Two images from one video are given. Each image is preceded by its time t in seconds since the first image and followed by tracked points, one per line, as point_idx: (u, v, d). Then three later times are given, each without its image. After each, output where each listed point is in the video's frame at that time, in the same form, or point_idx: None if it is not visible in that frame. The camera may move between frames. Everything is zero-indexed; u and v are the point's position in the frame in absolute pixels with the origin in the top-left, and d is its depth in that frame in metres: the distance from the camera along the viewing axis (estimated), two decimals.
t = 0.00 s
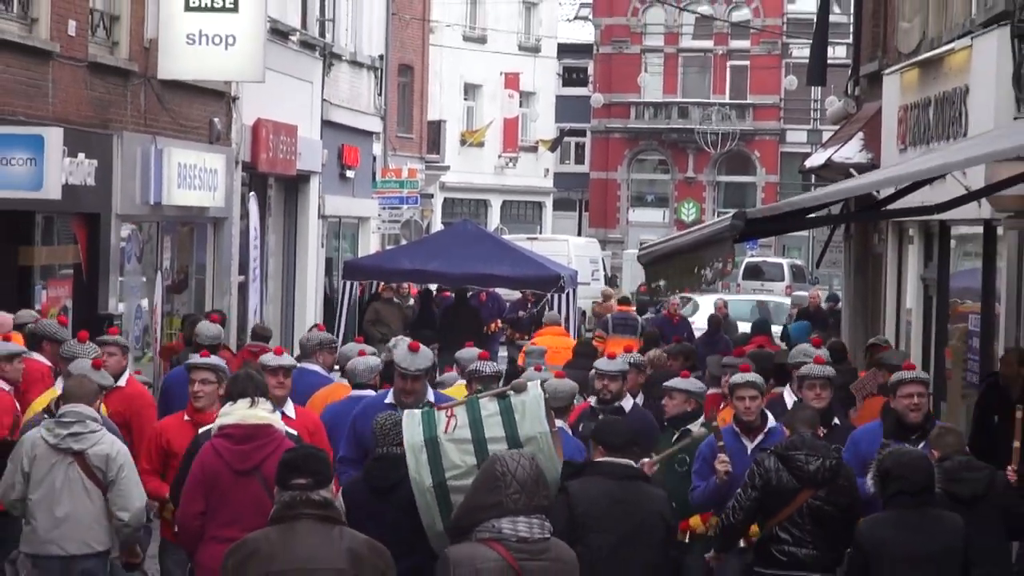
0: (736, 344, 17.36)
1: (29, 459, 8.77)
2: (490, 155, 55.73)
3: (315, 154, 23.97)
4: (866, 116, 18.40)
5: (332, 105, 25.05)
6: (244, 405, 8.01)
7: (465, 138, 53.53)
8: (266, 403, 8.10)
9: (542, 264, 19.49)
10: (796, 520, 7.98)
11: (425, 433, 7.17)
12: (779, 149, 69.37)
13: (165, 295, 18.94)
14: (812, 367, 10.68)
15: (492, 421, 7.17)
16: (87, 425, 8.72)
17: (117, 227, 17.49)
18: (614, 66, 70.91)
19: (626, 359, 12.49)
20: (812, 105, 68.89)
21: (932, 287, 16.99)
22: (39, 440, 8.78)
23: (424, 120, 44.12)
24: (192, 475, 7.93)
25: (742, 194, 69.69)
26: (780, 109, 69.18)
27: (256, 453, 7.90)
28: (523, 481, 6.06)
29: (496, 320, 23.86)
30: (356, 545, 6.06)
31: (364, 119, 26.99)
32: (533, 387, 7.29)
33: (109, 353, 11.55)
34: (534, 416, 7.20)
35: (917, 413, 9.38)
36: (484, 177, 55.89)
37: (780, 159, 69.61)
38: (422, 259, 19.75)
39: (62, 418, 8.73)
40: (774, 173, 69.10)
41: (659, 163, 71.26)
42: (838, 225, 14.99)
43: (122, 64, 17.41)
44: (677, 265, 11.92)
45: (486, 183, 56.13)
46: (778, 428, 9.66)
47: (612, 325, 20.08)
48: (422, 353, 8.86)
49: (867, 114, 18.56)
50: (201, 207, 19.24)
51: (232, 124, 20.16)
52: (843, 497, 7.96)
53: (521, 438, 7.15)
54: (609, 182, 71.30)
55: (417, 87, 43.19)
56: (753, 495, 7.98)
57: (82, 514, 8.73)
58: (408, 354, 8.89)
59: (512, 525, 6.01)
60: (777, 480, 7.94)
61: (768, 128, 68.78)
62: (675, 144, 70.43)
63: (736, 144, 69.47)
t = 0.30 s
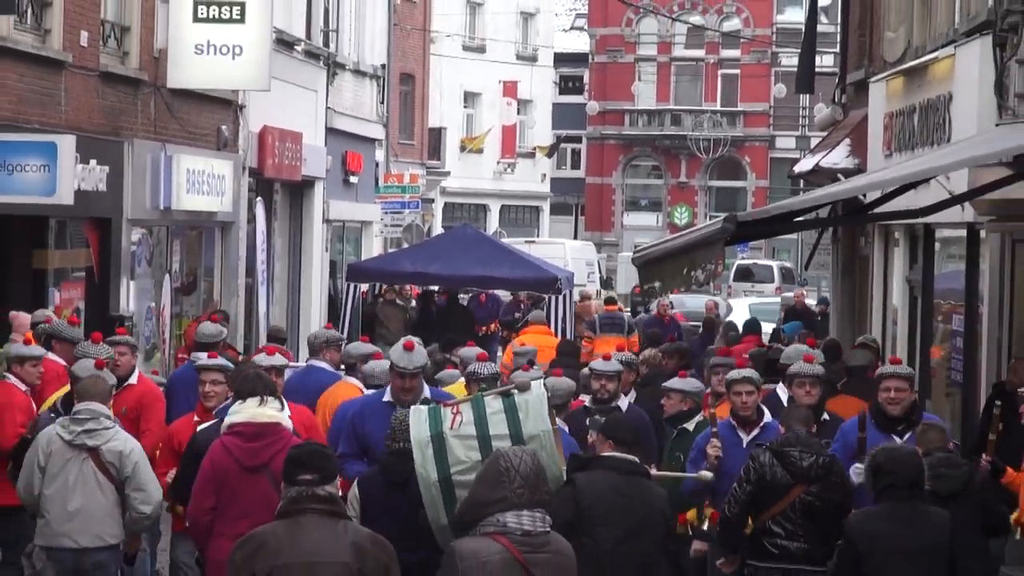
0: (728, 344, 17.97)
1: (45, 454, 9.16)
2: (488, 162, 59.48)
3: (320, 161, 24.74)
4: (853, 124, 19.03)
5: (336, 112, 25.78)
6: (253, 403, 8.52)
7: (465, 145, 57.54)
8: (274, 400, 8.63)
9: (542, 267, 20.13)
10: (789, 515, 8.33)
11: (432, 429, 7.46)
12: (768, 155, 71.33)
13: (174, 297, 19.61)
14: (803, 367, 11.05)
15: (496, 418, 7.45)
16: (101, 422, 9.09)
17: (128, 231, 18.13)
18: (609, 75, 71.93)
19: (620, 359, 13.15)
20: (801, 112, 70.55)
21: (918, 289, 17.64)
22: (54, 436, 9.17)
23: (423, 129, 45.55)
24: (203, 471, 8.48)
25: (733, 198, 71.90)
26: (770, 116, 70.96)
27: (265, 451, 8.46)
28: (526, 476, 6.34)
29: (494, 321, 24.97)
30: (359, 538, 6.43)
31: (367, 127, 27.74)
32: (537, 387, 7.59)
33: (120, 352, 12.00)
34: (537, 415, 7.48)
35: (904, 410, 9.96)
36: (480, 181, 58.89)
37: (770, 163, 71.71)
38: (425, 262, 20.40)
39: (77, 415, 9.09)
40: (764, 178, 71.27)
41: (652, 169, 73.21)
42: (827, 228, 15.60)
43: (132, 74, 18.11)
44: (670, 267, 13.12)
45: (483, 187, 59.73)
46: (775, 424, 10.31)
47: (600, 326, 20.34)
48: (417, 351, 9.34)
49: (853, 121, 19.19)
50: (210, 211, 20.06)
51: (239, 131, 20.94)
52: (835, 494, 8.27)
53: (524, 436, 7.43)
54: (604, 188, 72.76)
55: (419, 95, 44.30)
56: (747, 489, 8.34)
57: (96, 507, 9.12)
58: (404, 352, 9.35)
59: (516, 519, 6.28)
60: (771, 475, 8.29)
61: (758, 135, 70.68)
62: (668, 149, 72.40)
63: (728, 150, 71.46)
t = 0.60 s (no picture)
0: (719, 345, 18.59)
1: (56, 452, 9.76)
2: (489, 166, 60.53)
3: (325, 168, 25.44)
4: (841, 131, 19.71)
5: (341, 119, 26.52)
6: (252, 402, 8.96)
7: (466, 151, 58.54)
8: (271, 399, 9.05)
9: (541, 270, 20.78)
10: (783, 510, 8.99)
11: (437, 425, 7.90)
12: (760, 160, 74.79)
13: (183, 298, 20.35)
14: (785, 367, 11.47)
15: (499, 416, 7.88)
16: (109, 422, 9.67)
17: (139, 235, 18.79)
18: (605, 84, 75.75)
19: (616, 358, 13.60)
20: (792, 119, 74.14)
21: (904, 290, 18.23)
22: (64, 434, 9.77)
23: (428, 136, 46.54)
24: (204, 467, 8.89)
25: (726, 203, 75.61)
26: (762, 123, 74.58)
27: (263, 447, 8.87)
28: (527, 472, 6.90)
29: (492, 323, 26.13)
30: (364, 532, 6.79)
31: (370, 133, 28.48)
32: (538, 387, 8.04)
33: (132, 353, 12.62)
34: (539, 413, 7.92)
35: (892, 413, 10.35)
36: (483, 187, 60.53)
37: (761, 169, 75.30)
38: (426, 265, 20.96)
39: (86, 414, 9.67)
40: (755, 184, 74.88)
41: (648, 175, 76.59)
42: (814, 232, 16.22)
43: (144, 82, 18.84)
44: (665, 268, 13.67)
45: (485, 193, 60.75)
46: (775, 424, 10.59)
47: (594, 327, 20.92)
48: (433, 356, 9.66)
49: (841, 129, 19.85)
50: (219, 215, 20.75)
51: (247, 138, 21.74)
52: (827, 490, 8.96)
53: (526, 433, 7.87)
54: (600, 193, 76.35)
55: (421, 103, 45.42)
56: (744, 483, 8.97)
57: (104, 503, 9.73)
58: (421, 356, 9.67)
59: (518, 513, 6.85)
60: (768, 470, 8.92)
61: (749, 141, 74.30)
62: (663, 156, 75.68)
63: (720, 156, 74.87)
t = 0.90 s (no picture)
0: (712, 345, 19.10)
1: (65, 446, 10.02)
2: (490, 171, 61.29)
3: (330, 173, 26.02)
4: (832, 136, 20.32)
5: (346, 125, 27.15)
6: (260, 397, 9.17)
7: (467, 156, 59.06)
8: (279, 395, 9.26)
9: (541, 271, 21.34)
10: (778, 506, 9.34)
11: (438, 423, 8.14)
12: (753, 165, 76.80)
13: (193, 298, 21.00)
14: (782, 364, 12.06)
15: (498, 414, 8.10)
16: (116, 416, 9.95)
17: (150, 237, 19.42)
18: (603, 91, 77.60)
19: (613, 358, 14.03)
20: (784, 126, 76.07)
21: (892, 292, 18.79)
22: (73, 430, 10.03)
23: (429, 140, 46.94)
24: (213, 461, 9.15)
25: (719, 207, 77.38)
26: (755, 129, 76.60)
27: (270, 441, 9.09)
28: (528, 471, 6.91)
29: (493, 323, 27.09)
30: (368, 526, 6.71)
31: (374, 139, 29.09)
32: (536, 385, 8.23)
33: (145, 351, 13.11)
34: (536, 411, 8.11)
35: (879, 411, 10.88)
36: (484, 190, 61.23)
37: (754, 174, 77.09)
38: (428, 267, 21.50)
39: (94, 409, 9.93)
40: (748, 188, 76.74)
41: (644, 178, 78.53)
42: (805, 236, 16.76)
43: (155, 89, 19.49)
44: (663, 272, 14.20)
45: (486, 196, 61.48)
46: (767, 415, 10.90)
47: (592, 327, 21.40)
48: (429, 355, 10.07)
49: (832, 135, 20.48)
50: (227, 218, 21.46)
51: (255, 143, 22.44)
52: (823, 487, 9.26)
53: (524, 431, 8.07)
54: (597, 197, 78.65)
55: (424, 110, 46.17)
56: (742, 480, 9.35)
57: (113, 495, 10.03)
58: (418, 356, 10.09)
59: (518, 509, 6.87)
60: (766, 468, 9.30)
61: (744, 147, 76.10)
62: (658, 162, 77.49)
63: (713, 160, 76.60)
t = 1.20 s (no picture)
0: (708, 344, 19.59)
1: (78, 443, 10.48)
2: (491, 175, 62.04)
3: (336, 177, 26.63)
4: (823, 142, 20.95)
5: (351, 131, 27.75)
6: (274, 398, 9.74)
7: (468, 161, 59.78)
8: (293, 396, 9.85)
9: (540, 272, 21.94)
10: (771, 501, 9.87)
11: (439, 420, 8.63)
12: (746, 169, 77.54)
13: (202, 298, 21.67)
14: (781, 366, 12.44)
15: (497, 410, 8.53)
16: (127, 413, 10.41)
17: (161, 239, 20.11)
18: (600, 98, 78.59)
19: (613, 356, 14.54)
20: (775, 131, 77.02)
21: (881, 293, 19.39)
22: (85, 426, 10.49)
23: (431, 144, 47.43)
24: (229, 459, 9.71)
25: (713, 210, 78.19)
26: (747, 134, 76.98)
27: (284, 441, 9.68)
28: (537, 470, 7.22)
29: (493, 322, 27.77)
30: (372, 519, 7.07)
31: (378, 143, 29.68)
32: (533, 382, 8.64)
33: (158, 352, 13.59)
34: (533, 407, 8.52)
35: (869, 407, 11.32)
36: (484, 194, 61.93)
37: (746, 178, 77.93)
38: (431, 267, 22.09)
39: (106, 406, 10.40)
40: (740, 192, 77.64)
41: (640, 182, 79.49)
42: (795, 238, 17.28)
43: (166, 95, 20.10)
44: (658, 272, 14.81)
45: (487, 200, 62.21)
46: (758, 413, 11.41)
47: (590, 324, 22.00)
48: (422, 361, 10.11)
49: (823, 140, 21.14)
50: (236, 221, 22.07)
51: (263, 148, 23.11)
52: (812, 483, 9.83)
53: (523, 426, 8.49)
54: (594, 202, 79.63)
55: (425, 118, 46.86)
56: (738, 478, 9.81)
57: (124, 489, 10.42)
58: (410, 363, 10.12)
59: (527, 505, 7.15)
60: (759, 464, 9.77)
61: (737, 152, 76.91)
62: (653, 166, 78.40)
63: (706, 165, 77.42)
